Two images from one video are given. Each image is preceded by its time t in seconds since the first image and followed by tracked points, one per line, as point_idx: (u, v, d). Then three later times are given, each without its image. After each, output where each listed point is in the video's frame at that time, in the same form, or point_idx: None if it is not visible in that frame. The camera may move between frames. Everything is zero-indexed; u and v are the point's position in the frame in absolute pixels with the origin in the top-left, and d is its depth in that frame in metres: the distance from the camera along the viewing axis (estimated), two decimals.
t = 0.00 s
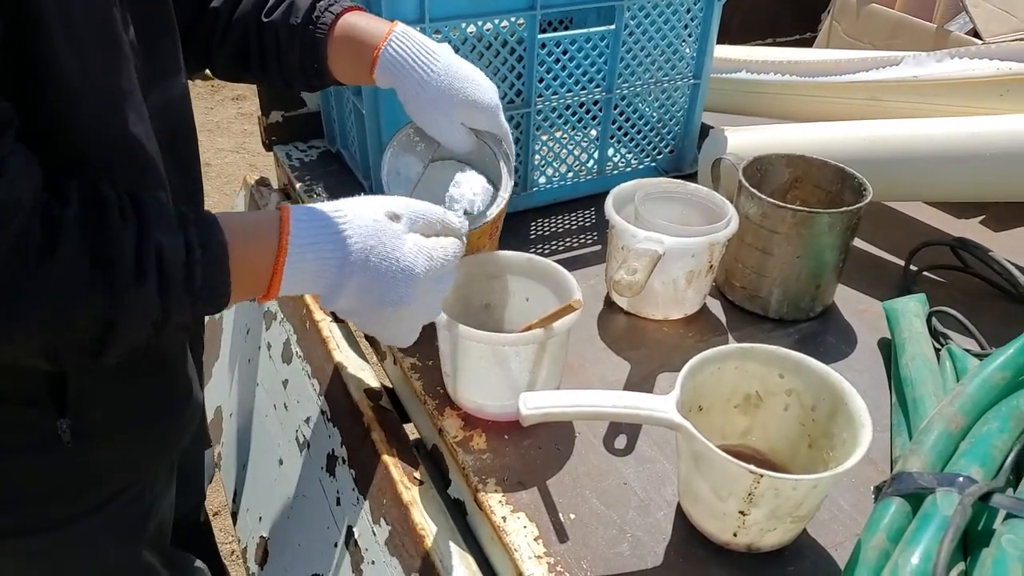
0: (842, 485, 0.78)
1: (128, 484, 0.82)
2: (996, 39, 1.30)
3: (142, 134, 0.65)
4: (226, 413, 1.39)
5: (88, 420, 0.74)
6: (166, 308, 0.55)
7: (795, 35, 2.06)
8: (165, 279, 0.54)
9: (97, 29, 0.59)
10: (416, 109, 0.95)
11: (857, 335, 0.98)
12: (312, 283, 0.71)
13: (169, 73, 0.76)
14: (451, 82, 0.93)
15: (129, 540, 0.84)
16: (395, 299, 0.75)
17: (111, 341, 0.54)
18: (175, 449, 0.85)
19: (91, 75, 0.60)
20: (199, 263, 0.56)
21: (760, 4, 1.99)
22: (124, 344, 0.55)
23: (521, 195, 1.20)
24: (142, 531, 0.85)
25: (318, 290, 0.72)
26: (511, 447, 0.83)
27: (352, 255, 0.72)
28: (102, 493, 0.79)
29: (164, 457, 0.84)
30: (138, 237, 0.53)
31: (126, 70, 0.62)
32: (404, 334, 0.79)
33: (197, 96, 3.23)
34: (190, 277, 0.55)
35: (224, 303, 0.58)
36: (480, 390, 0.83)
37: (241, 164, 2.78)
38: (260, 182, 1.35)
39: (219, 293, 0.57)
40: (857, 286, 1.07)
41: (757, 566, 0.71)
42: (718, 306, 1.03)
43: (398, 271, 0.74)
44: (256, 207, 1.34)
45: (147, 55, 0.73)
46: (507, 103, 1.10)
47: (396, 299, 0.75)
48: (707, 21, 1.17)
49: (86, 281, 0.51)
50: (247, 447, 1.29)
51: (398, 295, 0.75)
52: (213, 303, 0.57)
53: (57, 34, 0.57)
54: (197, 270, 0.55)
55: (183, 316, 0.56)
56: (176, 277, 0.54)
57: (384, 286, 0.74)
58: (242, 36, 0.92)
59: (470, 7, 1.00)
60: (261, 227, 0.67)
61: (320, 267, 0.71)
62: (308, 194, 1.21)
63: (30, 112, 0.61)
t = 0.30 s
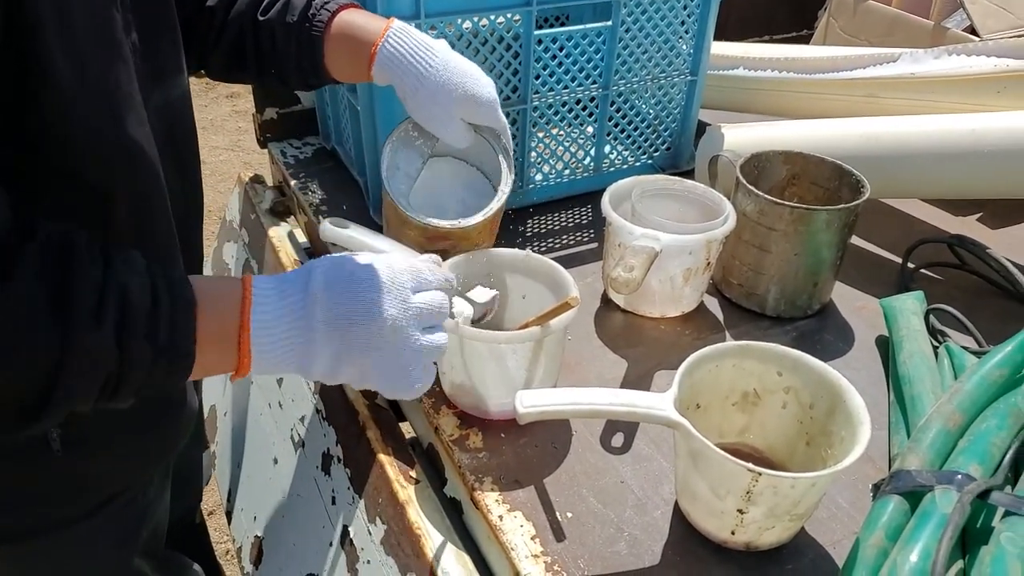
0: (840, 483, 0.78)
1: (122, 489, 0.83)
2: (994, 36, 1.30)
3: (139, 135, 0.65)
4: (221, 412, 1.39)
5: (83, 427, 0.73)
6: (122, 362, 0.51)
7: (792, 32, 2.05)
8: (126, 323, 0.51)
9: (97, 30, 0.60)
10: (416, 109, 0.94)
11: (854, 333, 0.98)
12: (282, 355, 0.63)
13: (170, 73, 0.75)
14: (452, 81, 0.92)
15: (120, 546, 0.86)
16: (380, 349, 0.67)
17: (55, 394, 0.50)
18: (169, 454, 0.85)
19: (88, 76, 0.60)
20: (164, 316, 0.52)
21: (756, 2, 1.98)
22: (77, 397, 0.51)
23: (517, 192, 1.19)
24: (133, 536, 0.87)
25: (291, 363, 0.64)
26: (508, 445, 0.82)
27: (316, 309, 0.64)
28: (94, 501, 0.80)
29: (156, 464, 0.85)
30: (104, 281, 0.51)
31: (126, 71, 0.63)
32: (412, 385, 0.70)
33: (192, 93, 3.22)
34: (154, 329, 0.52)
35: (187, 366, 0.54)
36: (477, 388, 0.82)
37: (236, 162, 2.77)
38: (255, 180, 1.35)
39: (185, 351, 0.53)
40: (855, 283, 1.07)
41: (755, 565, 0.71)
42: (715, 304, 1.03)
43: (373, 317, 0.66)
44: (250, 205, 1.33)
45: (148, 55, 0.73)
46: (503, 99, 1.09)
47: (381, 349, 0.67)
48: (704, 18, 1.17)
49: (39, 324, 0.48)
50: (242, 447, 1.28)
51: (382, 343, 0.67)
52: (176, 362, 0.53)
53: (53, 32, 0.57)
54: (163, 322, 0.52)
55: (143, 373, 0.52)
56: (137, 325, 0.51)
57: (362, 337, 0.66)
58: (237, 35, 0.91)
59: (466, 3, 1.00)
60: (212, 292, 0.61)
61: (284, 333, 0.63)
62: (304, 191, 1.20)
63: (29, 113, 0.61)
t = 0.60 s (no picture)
0: (835, 483, 0.78)
1: (119, 492, 0.83)
2: (987, 37, 1.30)
3: (137, 132, 0.65)
4: (214, 413, 1.38)
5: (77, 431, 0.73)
6: (123, 359, 0.51)
7: (786, 32, 2.05)
8: (127, 315, 0.51)
9: (95, 29, 0.60)
10: (396, 111, 0.94)
11: (849, 333, 0.98)
12: (277, 346, 0.63)
13: (163, 72, 0.75)
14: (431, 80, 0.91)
15: (115, 549, 0.86)
16: (371, 306, 0.66)
17: (51, 396, 0.49)
18: (164, 456, 0.85)
19: (87, 77, 0.60)
20: (163, 310, 0.53)
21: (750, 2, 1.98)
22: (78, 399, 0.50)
23: (512, 192, 1.19)
24: (129, 539, 0.87)
25: (292, 354, 0.63)
26: (502, 445, 0.82)
27: (296, 290, 0.65)
28: (92, 503, 0.80)
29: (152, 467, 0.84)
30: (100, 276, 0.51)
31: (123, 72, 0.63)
32: (420, 329, 0.68)
33: (185, 92, 3.20)
34: (154, 322, 0.52)
35: (188, 362, 0.54)
36: (471, 388, 0.82)
37: (230, 161, 2.76)
38: (249, 179, 1.34)
39: (186, 345, 0.53)
40: (849, 283, 1.07)
41: (750, 565, 0.71)
42: (710, 304, 1.03)
43: (354, 276, 0.67)
44: (244, 204, 1.32)
45: (143, 52, 0.72)
46: (498, 99, 1.09)
47: (371, 310, 0.66)
48: (699, 18, 1.17)
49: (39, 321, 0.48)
50: (235, 447, 1.28)
51: (371, 299, 0.67)
52: (176, 359, 0.53)
53: (52, 31, 0.57)
54: (163, 316, 0.53)
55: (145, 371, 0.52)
56: (138, 316, 0.51)
57: (348, 299, 0.66)
58: (219, 35, 0.91)
59: (461, 2, 1.00)
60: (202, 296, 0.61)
61: (271, 322, 0.63)
62: (299, 191, 1.20)
63: (28, 114, 0.60)
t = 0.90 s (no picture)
0: (834, 481, 0.78)
1: (122, 493, 0.83)
2: (981, 30, 1.30)
3: (128, 129, 0.66)
4: (211, 416, 1.37)
5: (79, 436, 0.74)
6: (61, 327, 0.50)
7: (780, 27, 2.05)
8: (58, 283, 0.50)
9: (86, 28, 0.61)
10: (366, 106, 0.96)
11: (846, 329, 0.98)
12: (233, 296, 0.62)
13: (149, 71, 0.74)
14: (397, 74, 0.92)
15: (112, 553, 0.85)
16: (327, 249, 0.66)
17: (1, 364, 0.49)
18: (162, 459, 0.84)
19: (77, 74, 0.61)
20: (98, 272, 0.52)
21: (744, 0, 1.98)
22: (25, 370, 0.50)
23: (507, 191, 1.19)
24: (128, 543, 0.87)
25: (249, 302, 0.63)
26: (500, 446, 0.82)
27: (248, 237, 0.64)
28: (96, 505, 0.80)
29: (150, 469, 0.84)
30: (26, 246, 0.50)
31: (111, 70, 0.64)
32: (381, 273, 0.68)
33: (179, 95, 3.19)
34: (90, 288, 0.51)
35: (133, 319, 0.53)
36: (468, 389, 0.81)
37: (224, 164, 2.76)
38: (243, 181, 1.34)
39: (127, 308, 0.52)
40: (845, 279, 1.07)
41: (749, 563, 0.71)
42: (707, 301, 1.03)
43: (307, 220, 0.65)
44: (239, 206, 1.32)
45: (129, 52, 0.72)
46: (491, 98, 1.09)
47: (328, 253, 0.66)
48: (692, 14, 1.17)
49: None
50: (232, 450, 1.27)
51: (328, 244, 0.66)
52: (120, 317, 0.52)
53: (42, 32, 0.58)
54: (98, 280, 0.51)
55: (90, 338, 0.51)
56: (71, 282, 0.50)
57: (303, 244, 0.65)
58: (192, 33, 0.92)
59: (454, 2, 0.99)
60: (148, 245, 0.60)
61: (225, 272, 0.62)
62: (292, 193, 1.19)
63: (18, 114, 0.60)
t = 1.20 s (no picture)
0: (833, 477, 0.78)
1: (121, 498, 0.82)
2: (975, 23, 1.30)
3: (122, 130, 0.64)
4: (207, 420, 1.37)
5: (71, 444, 0.73)
6: (197, 261, 0.53)
7: (774, 22, 2.05)
8: (181, 219, 0.53)
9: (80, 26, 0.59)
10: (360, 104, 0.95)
11: (843, 323, 0.98)
12: (303, 217, 0.65)
13: (136, 73, 0.73)
14: (378, 79, 0.91)
15: (110, 558, 0.85)
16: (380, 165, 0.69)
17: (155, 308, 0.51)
18: (160, 464, 0.84)
19: (73, 73, 0.59)
20: (205, 209, 0.55)
21: None
22: (171, 315, 0.52)
23: (501, 189, 1.19)
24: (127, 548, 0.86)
25: (317, 224, 0.66)
26: (498, 446, 0.81)
27: (306, 164, 0.67)
28: (94, 510, 0.79)
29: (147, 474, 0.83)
30: (146, 193, 0.53)
31: (103, 70, 0.61)
32: (426, 184, 0.72)
33: (170, 96, 3.18)
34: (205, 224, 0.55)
35: (241, 252, 0.56)
36: (466, 390, 0.81)
37: (217, 165, 2.74)
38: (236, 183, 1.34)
39: (235, 238, 0.56)
40: (841, 273, 1.06)
41: (750, 560, 0.70)
42: (703, 297, 1.02)
43: (355, 140, 0.69)
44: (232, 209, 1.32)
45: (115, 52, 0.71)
46: (485, 96, 1.08)
47: (381, 169, 0.69)
48: (686, 8, 1.16)
49: (120, 244, 0.50)
50: (230, 453, 1.27)
51: (378, 159, 0.69)
52: (235, 250, 0.56)
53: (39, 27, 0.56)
54: (207, 216, 0.55)
55: (216, 272, 0.55)
56: (192, 218, 0.53)
57: (356, 161, 0.69)
58: (184, 36, 0.90)
59: None
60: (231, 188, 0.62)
61: (293, 200, 0.65)
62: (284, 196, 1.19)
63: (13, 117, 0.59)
